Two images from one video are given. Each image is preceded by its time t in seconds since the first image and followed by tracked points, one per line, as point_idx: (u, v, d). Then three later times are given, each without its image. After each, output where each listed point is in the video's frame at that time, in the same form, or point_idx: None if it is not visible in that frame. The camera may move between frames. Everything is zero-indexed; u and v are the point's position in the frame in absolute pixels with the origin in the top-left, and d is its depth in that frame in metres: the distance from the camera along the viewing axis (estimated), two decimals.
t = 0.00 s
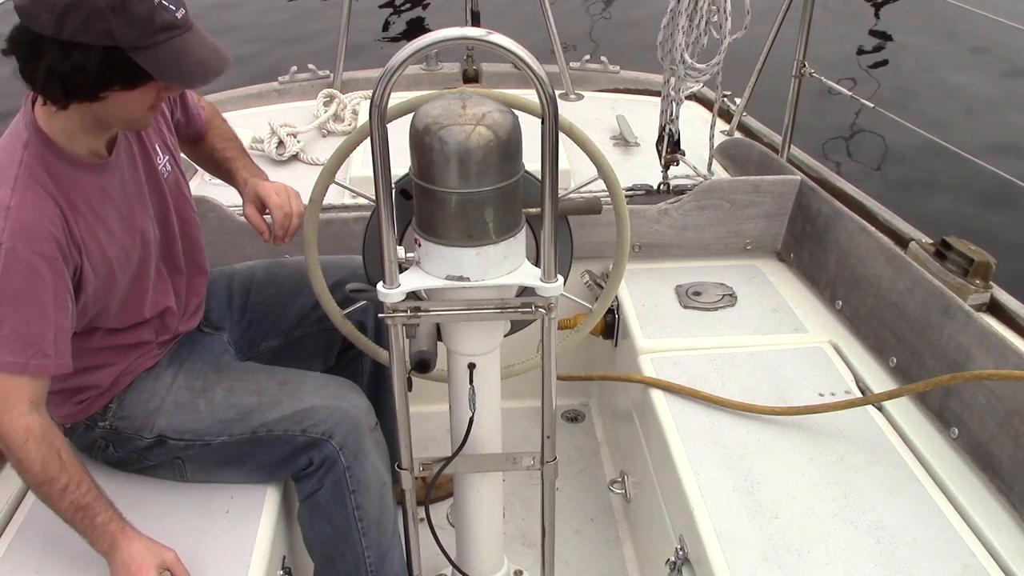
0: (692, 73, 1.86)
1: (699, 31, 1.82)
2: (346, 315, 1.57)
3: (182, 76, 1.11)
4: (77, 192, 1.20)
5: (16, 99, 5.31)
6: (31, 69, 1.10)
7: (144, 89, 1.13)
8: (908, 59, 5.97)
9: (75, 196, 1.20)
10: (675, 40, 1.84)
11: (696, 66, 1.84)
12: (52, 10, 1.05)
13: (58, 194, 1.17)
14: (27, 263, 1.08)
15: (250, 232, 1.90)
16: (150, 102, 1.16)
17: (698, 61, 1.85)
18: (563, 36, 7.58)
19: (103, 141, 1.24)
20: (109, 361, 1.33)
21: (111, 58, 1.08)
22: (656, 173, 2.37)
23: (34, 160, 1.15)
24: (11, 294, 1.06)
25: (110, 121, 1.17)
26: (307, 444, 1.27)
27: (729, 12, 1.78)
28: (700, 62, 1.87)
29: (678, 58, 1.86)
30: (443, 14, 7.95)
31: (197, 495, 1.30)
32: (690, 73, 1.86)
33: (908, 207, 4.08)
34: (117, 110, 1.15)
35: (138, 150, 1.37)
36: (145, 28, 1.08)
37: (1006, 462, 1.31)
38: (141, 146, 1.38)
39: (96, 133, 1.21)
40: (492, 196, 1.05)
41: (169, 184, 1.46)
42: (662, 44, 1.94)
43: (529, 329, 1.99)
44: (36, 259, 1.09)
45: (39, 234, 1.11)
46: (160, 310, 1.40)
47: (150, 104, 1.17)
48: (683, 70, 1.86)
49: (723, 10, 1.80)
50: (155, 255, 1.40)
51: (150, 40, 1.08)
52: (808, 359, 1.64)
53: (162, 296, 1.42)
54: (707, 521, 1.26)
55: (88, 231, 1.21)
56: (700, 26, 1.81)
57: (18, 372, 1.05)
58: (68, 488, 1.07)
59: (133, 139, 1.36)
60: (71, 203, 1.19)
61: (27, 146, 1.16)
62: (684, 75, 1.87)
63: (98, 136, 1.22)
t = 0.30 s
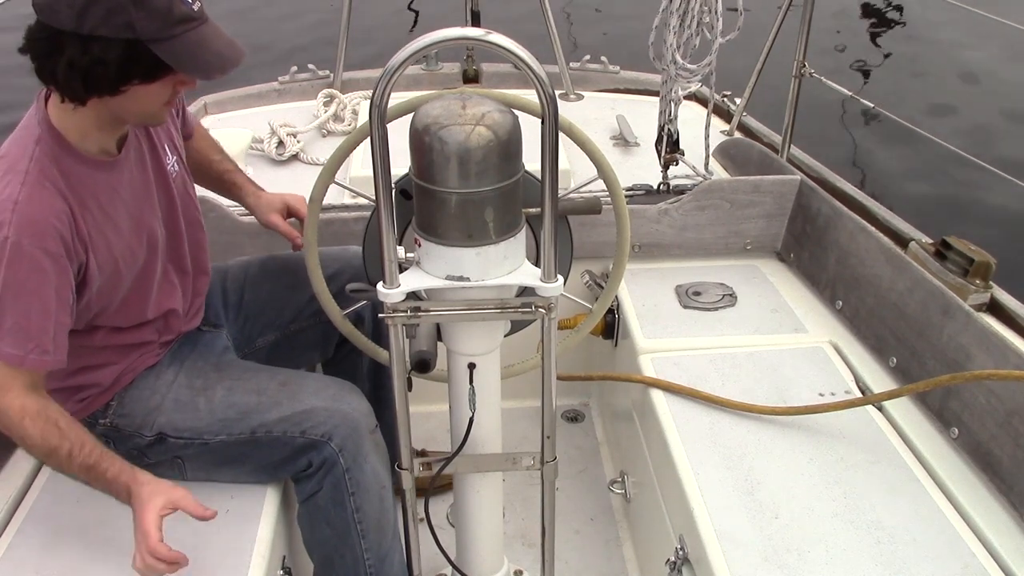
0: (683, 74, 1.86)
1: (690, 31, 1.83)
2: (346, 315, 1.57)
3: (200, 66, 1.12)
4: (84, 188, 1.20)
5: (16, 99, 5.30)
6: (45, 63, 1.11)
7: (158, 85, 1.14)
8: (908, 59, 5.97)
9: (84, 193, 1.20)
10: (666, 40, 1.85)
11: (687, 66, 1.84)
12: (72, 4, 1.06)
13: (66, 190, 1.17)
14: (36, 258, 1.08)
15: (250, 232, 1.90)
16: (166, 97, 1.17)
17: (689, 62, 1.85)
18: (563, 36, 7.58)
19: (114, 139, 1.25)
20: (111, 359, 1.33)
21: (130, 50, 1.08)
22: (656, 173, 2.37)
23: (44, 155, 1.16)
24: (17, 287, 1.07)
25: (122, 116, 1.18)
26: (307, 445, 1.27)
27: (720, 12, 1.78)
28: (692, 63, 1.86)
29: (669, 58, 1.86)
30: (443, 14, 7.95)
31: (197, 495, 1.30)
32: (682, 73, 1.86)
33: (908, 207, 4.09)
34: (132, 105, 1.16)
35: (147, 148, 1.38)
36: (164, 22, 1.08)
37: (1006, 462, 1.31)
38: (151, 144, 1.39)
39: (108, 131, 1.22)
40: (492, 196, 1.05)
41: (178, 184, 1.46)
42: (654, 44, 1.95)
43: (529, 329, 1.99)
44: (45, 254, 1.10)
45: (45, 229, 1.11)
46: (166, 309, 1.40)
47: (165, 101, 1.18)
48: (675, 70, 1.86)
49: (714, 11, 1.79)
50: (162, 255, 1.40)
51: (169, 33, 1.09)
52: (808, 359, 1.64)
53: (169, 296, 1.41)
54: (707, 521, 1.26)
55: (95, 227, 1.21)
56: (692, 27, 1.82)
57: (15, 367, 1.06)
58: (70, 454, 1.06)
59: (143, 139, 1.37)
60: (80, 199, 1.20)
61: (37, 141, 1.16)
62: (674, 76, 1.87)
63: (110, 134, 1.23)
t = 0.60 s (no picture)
0: (680, 74, 1.86)
1: (686, 32, 1.83)
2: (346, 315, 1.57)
3: (249, 35, 1.17)
4: (129, 160, 1.24)
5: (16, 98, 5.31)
6: (99, 30, 1.15)
7: (205, 55, 1.19)
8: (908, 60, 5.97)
9: (128, 163, 1.24)
10: (664, 40, 1.85)
11: (684, 67, 1.84)
12: None
13: (116, 160, 1.22)
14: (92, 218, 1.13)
15: (250, 232, 1.90)
16: (210, 70, 1.22)
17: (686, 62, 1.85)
18: (563, 36, 7.58)
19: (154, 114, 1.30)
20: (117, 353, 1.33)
21: (182, 17, 1.13)
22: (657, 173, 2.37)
23: (95, 123, 1.20)
24: (77, 248, 1.11)
25: (168, 91, 1.23)
26: (305, 448, 1.27)
27: (716, 12, 1.78)
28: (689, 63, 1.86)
29: (666, 58, 1.86)
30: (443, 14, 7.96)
31: (197, 495, 1.30)
32: (679, 73, 1.86)
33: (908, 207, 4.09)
34: (178, 77, 1.20)
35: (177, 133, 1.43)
36: None
37: (1006, 462, 1.31)
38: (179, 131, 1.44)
39: (153, 106, 1.27)
40: (492, 196, 1.05)
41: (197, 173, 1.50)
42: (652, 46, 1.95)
43: (529, 329, 1.99)
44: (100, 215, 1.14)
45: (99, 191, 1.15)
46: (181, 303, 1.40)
47: (208, 76, 1.23)
48: (672, 71, 1.86)
49: (709, 12, 1.79)
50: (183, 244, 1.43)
51: None
52: (808, 360, 1.64)
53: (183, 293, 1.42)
54: (707, 521, 1.26)
55: (136, 199, 1.26)
56: (688, 28, 1.82)
57: (72, 325, 1.12)
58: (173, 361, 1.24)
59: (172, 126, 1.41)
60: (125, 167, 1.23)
61: (89, 108, 1.20)
62: (672, 76, 1.87)
63: (152, 111, 1.28)
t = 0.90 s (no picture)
0: (686, 73, 1.87)
1: (691, 32, 1.83)
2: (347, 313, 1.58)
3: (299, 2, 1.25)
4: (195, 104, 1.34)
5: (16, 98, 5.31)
6: None
7: (265, 24, 1.29)
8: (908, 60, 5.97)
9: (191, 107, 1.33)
10: (670, 40, 1.85)
11: (689, 67, 1.85)
12: None
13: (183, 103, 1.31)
14: (169, 143, 1.21)
15: (249, 232, 1.90)
16: (267, 44, 1.32)
17: (692, 63, 1.85)
18: (563, 36, 7.58)
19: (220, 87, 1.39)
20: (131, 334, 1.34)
21: None
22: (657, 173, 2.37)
23: (164, 72, 1.29)
24: (157, 167, 1.19)
25: (228, 58, 1.33)
26: (302, 450, 1.27)
27: (722, 13, 1.77)
28: (695, 63, 1.87)
29: (672, 58, 1.86)
30: (443, 14, 7.96)
31: (197, 495, 1.30)
32: (685, 73, 1.87)
33: (908, 207, 4.09)
34: (240, 44, 1.30)
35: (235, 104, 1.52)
36: None
37: (1006, 462, 1.30)
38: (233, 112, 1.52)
39: (214, 78, 1.36)
40: (492, 196, 1.05)
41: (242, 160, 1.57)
42: (657, 45, 1.95)
43: (529, 328, 1.99)
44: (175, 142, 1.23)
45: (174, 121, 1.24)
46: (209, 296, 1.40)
47: (268, 48, 1.33)
48: (677, 71, 1.86)
49: (715, 11, 1.78)
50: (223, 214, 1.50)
51: None
52: (808, 359, 1.64)
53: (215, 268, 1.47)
54: (707, 522, 1.26)
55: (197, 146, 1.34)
56: (693, 27, 1.81)
57: (167, 241, 1.20)
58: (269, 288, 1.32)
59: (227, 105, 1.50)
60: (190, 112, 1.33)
61: (157, 62, 1.29)
62: (677, 76, 1.87)
63: (216, 83, 1.37)
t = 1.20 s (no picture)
0: (692, 73, 1.86)
1: (699, 31, 1.81)
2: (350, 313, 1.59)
3: (331, 7, 1.26)
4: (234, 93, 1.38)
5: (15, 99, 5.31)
6: None
7: (299, 28, 1.31)
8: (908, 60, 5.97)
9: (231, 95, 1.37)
10: (676, 40, 1.84)
11: (697, 66, 1.84)
12: None
13: (221, 89, 1.34)
14: (211, 123, 1.25)
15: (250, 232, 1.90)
16: (299, 49, 1.34)
17: (699, 61, 1.84)
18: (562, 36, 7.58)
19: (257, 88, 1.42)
20: (141, 320, 1.36)
21: None
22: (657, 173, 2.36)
23: (205, 60, 1.33)
24: (200, 141, 1.23)
25: (262, 61, 1.35)
26: (303, 449, 1.27)
27: (729, 13, 1.79)
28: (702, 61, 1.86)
29: (679, 58, 1.86)
30: (443, 14, 7.96)
31: (197, 495, 1.30)
32: (692, 73, 1.86)
33: (907, 207, 4.08)
34: (275, 46, 1.32)
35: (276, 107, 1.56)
36: None
37: (1006, 462, 1.30)
38: (267, 118, 1.55)
39: (249, 79, 1.38)
40: (492, 196, 1.04)
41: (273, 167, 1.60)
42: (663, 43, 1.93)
43: (529, 328, 1.99)
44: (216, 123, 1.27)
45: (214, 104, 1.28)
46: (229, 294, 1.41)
47: (300, 53, 1.35)
48: (684, 70, 1.86)
49: (723, 11, 1.80)
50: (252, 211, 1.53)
51: None
52: (808, 359, 1.64)
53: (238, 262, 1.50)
54: (707, 522, 1.25)
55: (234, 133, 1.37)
56: (700, 26, 1.81)
57: (213, 211, 1.23)
58: (317, 271, 1.32)
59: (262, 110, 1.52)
60: (230, 100, 1.37)
61: (197, 52, 1.34)
62: (684, 75, 1.87)
63: (252, 84, 1.40)
